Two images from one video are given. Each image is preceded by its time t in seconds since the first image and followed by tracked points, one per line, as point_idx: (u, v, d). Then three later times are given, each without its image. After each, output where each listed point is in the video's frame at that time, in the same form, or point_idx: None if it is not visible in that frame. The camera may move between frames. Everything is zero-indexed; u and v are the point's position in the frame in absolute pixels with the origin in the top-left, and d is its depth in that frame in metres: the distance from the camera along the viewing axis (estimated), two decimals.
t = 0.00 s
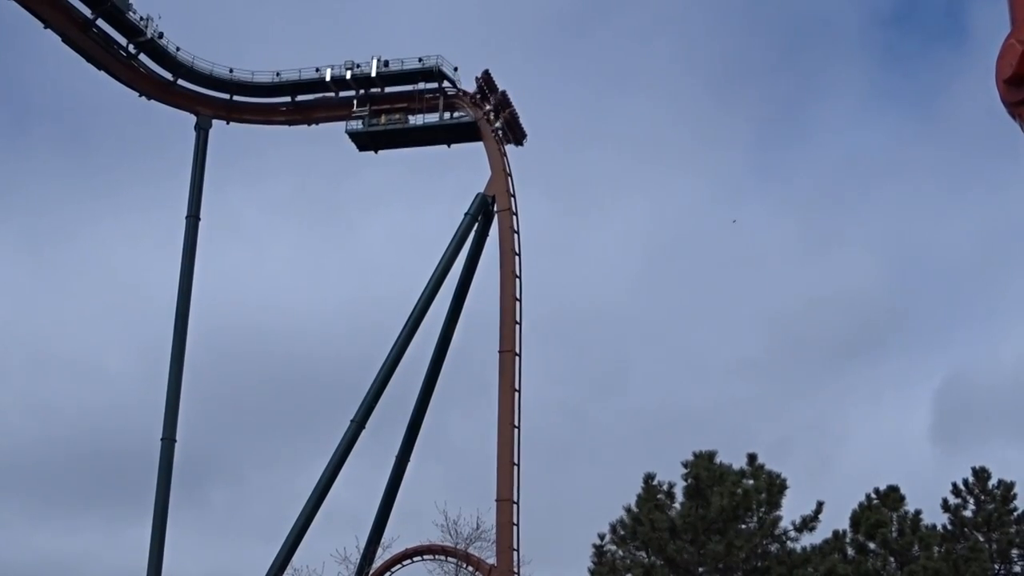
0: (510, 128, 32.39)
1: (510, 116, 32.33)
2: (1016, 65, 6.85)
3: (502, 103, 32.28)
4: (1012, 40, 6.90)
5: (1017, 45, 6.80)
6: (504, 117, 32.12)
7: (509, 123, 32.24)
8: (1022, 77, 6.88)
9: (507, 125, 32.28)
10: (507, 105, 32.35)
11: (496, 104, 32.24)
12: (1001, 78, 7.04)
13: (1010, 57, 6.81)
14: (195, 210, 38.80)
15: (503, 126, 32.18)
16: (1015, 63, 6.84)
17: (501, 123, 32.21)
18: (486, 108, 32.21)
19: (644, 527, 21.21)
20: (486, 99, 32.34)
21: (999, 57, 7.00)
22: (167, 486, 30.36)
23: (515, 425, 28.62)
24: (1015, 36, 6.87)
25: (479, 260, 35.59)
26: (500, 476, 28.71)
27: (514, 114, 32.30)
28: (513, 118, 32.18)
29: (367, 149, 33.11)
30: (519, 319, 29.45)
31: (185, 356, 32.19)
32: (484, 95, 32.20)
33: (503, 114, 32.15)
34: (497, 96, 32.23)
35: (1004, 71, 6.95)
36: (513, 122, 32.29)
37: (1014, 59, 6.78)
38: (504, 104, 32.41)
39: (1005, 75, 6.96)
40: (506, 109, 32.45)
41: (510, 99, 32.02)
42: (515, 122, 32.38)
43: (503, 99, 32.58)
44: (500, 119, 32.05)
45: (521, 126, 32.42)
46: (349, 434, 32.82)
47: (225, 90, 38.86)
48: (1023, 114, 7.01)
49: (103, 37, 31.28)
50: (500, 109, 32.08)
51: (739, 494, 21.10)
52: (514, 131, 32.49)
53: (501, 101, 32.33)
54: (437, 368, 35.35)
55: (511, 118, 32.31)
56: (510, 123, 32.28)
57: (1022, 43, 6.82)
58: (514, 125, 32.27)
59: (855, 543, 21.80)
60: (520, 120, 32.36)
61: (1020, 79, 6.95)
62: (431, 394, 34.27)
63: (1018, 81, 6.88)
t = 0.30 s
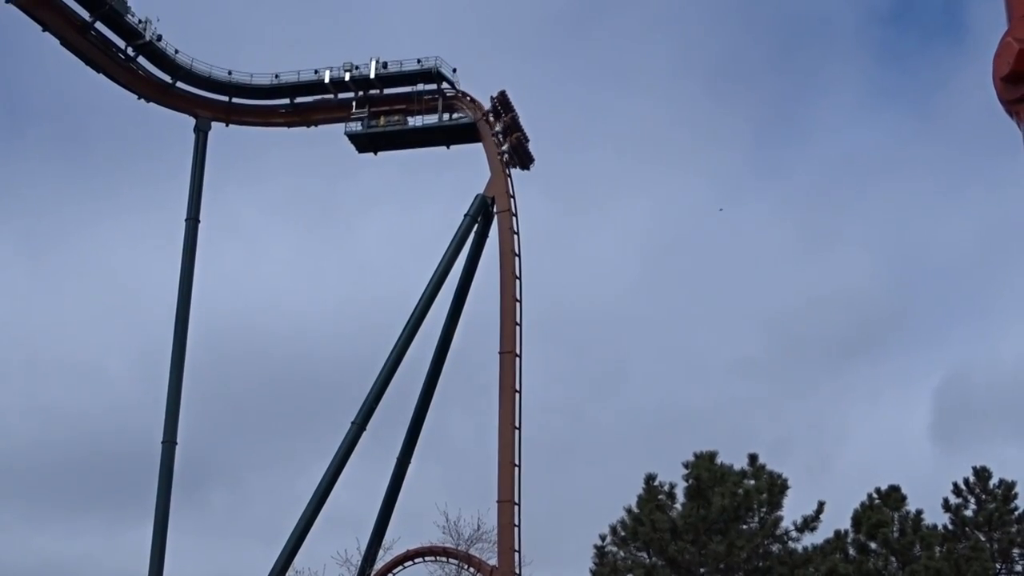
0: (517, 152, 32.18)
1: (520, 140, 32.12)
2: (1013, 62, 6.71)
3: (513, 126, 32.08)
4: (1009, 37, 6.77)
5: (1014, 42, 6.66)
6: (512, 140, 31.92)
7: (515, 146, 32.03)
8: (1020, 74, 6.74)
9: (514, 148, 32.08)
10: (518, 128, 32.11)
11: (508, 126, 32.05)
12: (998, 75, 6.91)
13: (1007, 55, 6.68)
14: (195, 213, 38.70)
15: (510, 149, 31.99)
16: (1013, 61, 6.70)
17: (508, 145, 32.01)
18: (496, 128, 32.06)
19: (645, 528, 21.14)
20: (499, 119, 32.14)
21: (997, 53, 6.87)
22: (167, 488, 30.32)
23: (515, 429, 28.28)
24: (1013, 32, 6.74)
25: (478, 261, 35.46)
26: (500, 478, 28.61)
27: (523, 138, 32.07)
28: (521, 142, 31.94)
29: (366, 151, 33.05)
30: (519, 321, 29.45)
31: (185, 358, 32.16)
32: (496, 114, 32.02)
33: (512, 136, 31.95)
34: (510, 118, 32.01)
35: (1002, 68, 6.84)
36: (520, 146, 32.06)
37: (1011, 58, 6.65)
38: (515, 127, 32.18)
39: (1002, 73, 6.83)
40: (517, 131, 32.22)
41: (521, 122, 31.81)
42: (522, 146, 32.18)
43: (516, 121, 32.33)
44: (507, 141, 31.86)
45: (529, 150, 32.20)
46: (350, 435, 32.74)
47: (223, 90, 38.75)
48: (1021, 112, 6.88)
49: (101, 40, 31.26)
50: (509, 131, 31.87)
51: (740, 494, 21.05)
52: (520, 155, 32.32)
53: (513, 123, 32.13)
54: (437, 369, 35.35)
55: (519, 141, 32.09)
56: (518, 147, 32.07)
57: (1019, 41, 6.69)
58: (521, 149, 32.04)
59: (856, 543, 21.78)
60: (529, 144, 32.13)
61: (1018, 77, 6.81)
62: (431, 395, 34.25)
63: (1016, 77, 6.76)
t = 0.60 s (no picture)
0: (525, 184, 31.77)
1: (529, 173, 31.70)
2: (1012, 57, 6.79)
3: (524, 158, 31.67)
4: (1007, 33, 6.84)
5: (1013, 37, 6.74)
6: (520, 172, 31.54)
7: (522, 179, 31.61)
8: (1019, 70, 6.82)
9: (522, 181, 31.70)
10: (529, 161, 31.72)
11: (519, 157, 31.65)
12: (997, 70, 6.98)
13: (1007, 50, 6.75)
14: (195, 212, 38.72)
15: (517, 180, 31.60)
16: (1012, 56, 6.78)
17: (516, 176, 31.64)
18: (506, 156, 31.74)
19: (645, 526, 21.17)
20: (511, 148, 31.82)
21: (995, 49, 6.92)
22: (168, 488, 30.33)
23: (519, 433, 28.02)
24: (1011, 27, 6.80)
25: (479, 259, 35.53)
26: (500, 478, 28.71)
27: (532, 172, 31.65)
28: (528, 175, 31.54)
29: (367, 150, 33.09)
30: (519, 320, 29.51)
31: (185, 357, 32.18)
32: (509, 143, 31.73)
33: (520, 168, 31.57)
34: (522, 149, 31.66)
35: (1000, 63, 6.89)
36: (528, 180, 31.64)
37: (1010, 53, 6.73)
38: (526, 159, 31.78)
39: (1001, 68, 6.90)
40: (527, 163, 31.81)
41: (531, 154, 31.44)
42: (530, 180, 31.76)
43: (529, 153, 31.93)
44: (514, 172, 31.49)
45: (537, 184, 31.73)
46: (350, 432, 32.75)
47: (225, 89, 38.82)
48: (1020, 107, 6.95)
49: (101, 39, 31.28)
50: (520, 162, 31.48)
51: (740, 492, 21.08)
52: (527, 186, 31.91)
53: (524, 155, 31.78)
54: (437, 368, 35.42)
55: (528, 174, 31.68)
56: (526, 180, 31.63)
57: (1018, 36, 6.77)
58: (528, 182, 31.59)
59: (856, 540, 21.71)
60: (537, 179, 31.68)
61: (1016, 72, 6.88)
62: (431, 393, 34.32)
63: (1014, 72, 6.81)
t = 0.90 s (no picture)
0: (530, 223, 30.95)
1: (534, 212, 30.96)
2: (1014, 44, 6.79)
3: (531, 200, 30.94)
4: (1009, 20, 6.84)
5: (1014, 24, 6.74)
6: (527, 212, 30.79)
7: (527, 219, 30.83)
8: (1020, 57, 6.83)
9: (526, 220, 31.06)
10: (535, 202, 30.96)
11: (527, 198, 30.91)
12: (998, 57, 7.00)
13: (1008, 37, 6.74)
14: (195, 207, 38.69)
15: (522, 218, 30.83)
16: (1013, 43, 6.78)
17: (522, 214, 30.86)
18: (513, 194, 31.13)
19: (645, 520, 21.20)
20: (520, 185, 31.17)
21: (997, 34, 6.93)
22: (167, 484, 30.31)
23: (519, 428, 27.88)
24: (1013, 13, 6.79)
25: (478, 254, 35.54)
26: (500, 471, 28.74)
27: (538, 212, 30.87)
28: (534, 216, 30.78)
29: (367, 145, 33.07)
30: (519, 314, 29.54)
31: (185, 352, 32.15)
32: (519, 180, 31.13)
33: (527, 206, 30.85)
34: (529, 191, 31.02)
35: (1002, 49, 6.91)
36: (532, 219, 30.83)
37: (1011, 40, 6.73)
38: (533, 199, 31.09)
39: (1003, 54, 6.94)
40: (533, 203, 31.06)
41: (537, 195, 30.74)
42: (536, 219, 30.95)
43: (537, 193, 31.26)
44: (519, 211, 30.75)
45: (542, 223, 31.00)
46: (350, 427, 32.78)
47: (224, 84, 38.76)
48: (1021, 94, 6.98)
49: (100, 34, 31.27)
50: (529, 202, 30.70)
51: (740, 486, 21.00)
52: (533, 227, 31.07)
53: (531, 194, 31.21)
54: (437, 362, 35.42)
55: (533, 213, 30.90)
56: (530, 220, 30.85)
57: (1020, 22, 6.76)
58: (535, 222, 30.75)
59: (858, 535, 21.80)
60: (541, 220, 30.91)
61: (1018, 59, 6.90)
62: (431, 388, 34.34)
63: (1015, 60, 6.84)
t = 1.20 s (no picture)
0: (533, 259, 30.10)
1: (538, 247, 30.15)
2: (1013, 11, 7.88)
3: (535, 235, 30.14)
4: None
5: None
6: (528, 245, 30.02)
7: (530, 253, 30.03)
8: (1017, 24, 7.96)
9: (529, 256, 30.26)
10: (539, 238, 30.15)
11: (531, 233, 30.14)
12: (999, 26, 8.10)
13: (1007, 4, 7.84)
14: (195, 187, 38.60)
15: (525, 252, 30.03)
16: (1012, 10, 7.89)
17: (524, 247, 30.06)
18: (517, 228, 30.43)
19: (646, 498, 21.14)
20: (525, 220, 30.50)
21: (996, 5, 8.04)
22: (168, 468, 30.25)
23: (518, 410, 27.36)
24: None
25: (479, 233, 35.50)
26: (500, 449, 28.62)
27: (540, 247, 30.05)
28: (536, 250, 29.95)
29: (367, 125, 32.95)
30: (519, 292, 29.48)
31: (185, 333, 32.10)
32: (523, 214, 30.47)
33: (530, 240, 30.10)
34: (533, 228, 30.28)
35: (1002, 15, 8.01)
36: (536, 256, 30.02)
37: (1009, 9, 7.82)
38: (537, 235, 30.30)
39: (1002, 24, 8.01)
40: (537, 239, 30.24)
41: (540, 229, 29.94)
42: (539, 255, 30.05)
43: (542, 230, 30.50)
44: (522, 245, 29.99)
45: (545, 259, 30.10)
46: (350, 406, 32.75)
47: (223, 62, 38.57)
48: (1017, 61, 8.08)
49: (100, 13, 31.11)
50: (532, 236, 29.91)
51: (740, 465, 21.02)
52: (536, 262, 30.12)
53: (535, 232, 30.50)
54: (438, 342, 35.38)
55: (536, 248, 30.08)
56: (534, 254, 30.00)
57: None
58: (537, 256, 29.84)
59: (858, 513, 21.61)
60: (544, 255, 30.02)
61: (1015, 28, 8.00)
62: (431, 368, 34.30)
63: (1015, 26, 7.92)
